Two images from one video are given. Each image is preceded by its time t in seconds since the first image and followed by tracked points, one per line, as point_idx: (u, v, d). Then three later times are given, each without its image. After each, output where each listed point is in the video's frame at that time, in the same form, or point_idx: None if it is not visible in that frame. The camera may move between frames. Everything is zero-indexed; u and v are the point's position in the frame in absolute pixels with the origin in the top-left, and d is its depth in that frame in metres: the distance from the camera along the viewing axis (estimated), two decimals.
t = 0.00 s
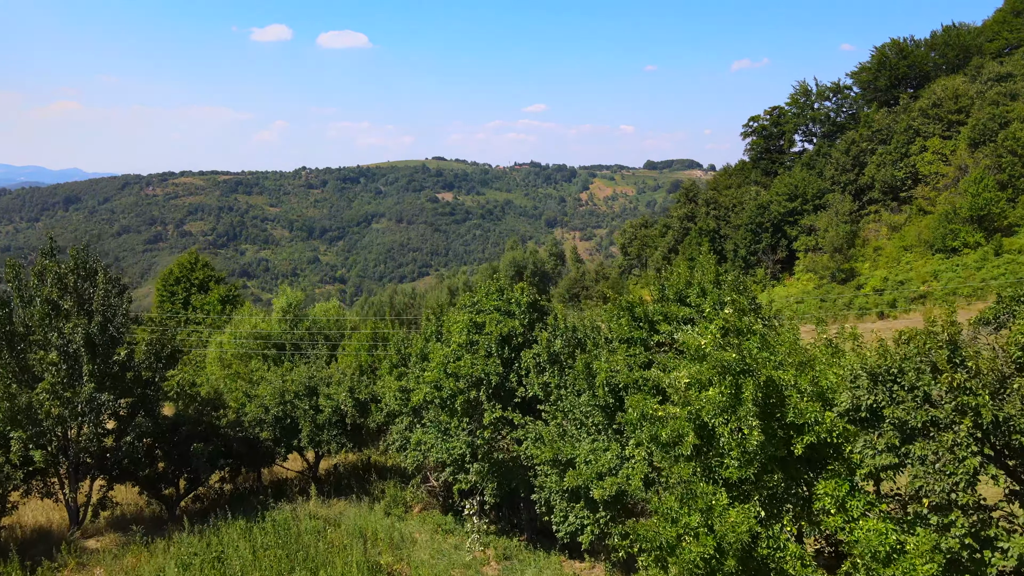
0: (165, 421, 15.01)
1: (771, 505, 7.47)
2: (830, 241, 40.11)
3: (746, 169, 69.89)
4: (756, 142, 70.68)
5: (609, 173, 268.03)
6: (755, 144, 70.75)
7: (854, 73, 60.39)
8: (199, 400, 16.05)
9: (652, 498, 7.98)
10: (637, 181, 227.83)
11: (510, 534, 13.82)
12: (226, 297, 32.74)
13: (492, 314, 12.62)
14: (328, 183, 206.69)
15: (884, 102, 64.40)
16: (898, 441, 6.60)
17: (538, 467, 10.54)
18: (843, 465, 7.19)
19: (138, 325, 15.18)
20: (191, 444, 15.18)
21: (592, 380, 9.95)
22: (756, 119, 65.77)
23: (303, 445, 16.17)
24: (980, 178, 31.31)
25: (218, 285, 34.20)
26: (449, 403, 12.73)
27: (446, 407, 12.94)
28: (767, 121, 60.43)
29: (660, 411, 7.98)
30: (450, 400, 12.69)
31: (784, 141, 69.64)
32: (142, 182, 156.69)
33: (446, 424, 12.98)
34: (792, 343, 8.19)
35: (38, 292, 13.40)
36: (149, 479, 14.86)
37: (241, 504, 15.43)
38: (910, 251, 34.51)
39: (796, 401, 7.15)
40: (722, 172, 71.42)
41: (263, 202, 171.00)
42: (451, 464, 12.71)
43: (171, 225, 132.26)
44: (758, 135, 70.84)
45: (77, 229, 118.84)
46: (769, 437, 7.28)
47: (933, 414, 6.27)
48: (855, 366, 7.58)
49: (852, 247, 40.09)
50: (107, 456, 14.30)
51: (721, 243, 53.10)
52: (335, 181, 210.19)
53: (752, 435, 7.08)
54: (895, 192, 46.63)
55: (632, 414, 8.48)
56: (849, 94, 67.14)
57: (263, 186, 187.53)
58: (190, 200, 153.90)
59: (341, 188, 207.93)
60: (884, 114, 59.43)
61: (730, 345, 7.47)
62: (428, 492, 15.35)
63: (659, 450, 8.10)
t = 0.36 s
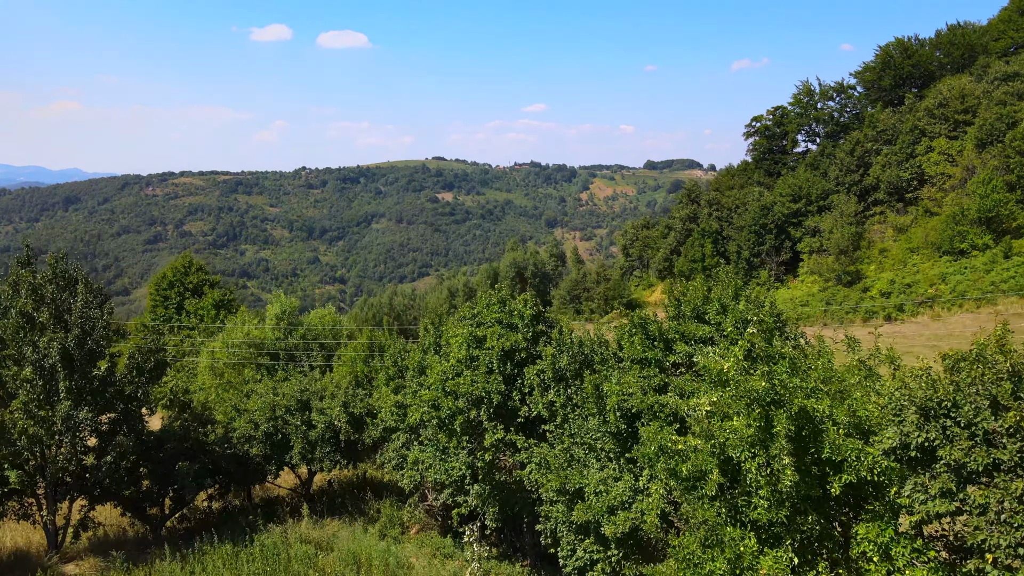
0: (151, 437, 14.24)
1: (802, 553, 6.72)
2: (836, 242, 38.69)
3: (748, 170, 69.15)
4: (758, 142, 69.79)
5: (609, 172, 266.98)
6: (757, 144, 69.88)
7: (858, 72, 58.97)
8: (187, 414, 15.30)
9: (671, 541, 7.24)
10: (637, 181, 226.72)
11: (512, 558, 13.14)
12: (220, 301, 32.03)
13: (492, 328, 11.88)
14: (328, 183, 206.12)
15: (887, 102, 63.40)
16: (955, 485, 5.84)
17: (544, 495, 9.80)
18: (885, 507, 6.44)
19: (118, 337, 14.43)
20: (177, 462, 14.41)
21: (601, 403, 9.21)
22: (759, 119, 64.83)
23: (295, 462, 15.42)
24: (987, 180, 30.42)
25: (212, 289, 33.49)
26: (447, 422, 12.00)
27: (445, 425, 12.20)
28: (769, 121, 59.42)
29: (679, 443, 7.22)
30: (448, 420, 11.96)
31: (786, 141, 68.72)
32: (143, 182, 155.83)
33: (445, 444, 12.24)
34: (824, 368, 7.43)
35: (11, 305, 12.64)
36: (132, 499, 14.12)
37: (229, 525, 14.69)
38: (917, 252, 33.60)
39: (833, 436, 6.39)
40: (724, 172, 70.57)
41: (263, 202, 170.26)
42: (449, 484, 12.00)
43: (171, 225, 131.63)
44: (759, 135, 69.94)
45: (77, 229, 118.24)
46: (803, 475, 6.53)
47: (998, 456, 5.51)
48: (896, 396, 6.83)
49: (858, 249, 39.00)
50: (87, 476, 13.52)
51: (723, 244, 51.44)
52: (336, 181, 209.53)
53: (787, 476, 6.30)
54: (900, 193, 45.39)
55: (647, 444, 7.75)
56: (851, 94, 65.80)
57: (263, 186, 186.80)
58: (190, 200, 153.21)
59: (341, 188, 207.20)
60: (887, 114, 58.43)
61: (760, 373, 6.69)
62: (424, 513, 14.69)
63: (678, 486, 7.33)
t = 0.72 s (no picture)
0: (134, 456, 13.51)
1: None
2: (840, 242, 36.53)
3: (751, 170, 68.16)
4: (761, 142, 68.83)
5: (610, 172, 265.88)
6: (760, 144, 68.92)
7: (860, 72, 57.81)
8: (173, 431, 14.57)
9: None
10: (638, 181, 225.53)
11: None
12: (215, 306, 31.28)
13: (494, 344, 11.13)
14: (328, 184, 205.37)
15: (891, 102, 62.62)
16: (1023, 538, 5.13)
17: (549, 527, 9.06)
18: (937, 557, 5.74)
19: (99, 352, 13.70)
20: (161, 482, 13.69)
21: (613, 429, 8.46)
22: (762, 118, 63.87)
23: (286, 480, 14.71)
24: (996, 178, 27.40)
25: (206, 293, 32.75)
26: (444, 444, 11.27)
27: (443, 446, 11.47)
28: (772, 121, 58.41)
29: (701, 480, 6.50)
30: (447, 442, 11.22)
31: (790, 141, 67.71)
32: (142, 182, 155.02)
33: (443, 466, 11.52)
34: (862, 394, 6.68)
35: None
36: (114, 521, 13.41)
37: (215, 548, 13.95)
38: (924, 254, 30.57)
39: (883, 480, 5.66)
40: (726, 173, 69.64)
41: (262, 203, 169.44)
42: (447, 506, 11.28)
43: (169, 225, 130.77)
44: (762, 135, 68.95)
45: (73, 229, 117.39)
46: (845, 521, 5.82)
47: None
48: (948, 432, 6.08)
49: (864, 251, 36.47)
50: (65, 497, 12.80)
51: (726, 245, 49.76)
52: (336, 181, 208.77)
53: (828, 524, 5.56)
54: (905, 194, 43.90)
55: (665, 480, 7.02)
56: (855, 94, 64.75)
57: (262, 186, 185.98)
58: (189, 200, 152.33)
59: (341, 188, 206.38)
60: (892, 114, 57.39)
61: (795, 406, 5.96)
62: (421, 536, 13.94)
63: (699, 527, 6.60)
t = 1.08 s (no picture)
0: (116, 475, 12.80)
1: None
2: (845, 242, 35.51)
3: (753, 170, 67.26)
4: (763, 142, 67.94)
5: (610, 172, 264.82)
6: (763, 144, 68.04)
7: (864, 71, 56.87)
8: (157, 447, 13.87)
9: None
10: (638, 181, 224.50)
11: None
12: (208, 311, 30.56)
13: (495, 361, 10.43)
14: (328, 183, 204.59)
15: (895, 101, 61.66)
16: None
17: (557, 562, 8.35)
18: None
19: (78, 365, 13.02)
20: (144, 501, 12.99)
21: (626, 457, 7.78)
22: (764, 117, 62.98)
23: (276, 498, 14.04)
24: (1004, 178, 26.14)
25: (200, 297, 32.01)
26: (441, 467, 10.56)
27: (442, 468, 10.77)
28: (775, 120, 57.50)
29: (731, 525, 5.79)
30: (445, 464, 10.52)
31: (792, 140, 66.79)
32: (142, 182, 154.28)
33: (441, 489, 10.82)
34: (909, 428, 5.98)
35: None
36: (95, 542, 12.70)
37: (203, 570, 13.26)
38: (929, 255, 29.56)
39: (944, 532, 4.98)
40: (729, 173, 68.78)
41: (262, 202, 168.60)
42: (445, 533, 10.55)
43: (169, 225, 130.04)
44: (765, 135, 68.01)
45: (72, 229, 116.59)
46: None
47: None
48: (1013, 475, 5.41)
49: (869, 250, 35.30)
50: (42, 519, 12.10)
51: (728, 246, 48.93)
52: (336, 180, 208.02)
53: None
54: (911, 194, 42.99)
55: (689, 521, 6.32)
56: (859, 93, 63.79)
57: (262, 186, 185.21)
58: (189, 199, 151.54)
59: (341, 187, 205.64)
60: (897, 113, 56.45)
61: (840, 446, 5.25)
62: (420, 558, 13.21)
63: None
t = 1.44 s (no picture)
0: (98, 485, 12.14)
1: None
2: (850, 234, 34.73)
3: (756, 161, 66.35)
4: (767, 133, 66.98)
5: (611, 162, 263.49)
6: (766, 135, 67.08)
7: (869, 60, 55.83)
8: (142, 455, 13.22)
9: None
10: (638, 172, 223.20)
11: None
12: (202, 306, 29.87)
13: (495, 369, 9.76)
14: (328, 174, 203.56)
15: (901, 91, 60.61)
16: None
17: None
18: None
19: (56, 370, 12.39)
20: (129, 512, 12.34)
21: (640, 480, 7.13)
22: (767, 107, 62.05)
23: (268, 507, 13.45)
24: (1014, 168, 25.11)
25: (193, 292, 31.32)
26: (439, 480, 9.90)
27: (440, 483, 10.13)
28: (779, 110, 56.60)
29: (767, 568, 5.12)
30: (443, 477, 9.87)
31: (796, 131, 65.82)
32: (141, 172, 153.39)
33: (439, 505, 10.17)
34: (965, 459, 5.30)
35: None
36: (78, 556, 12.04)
37: None
38: (936, 248, 28.64)
39: None
40: (731, 164, 67.89)
41: (261, 193, 167.68)
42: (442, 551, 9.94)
43: (169, 216, 129.25)
44: (768, 126, 67.02)
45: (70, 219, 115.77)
46: None
47: None
48: None
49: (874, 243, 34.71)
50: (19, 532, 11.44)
51: (732, 238, 48.22)
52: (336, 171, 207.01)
53: None
54: (917, 185, 42.09)
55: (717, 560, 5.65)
56: (864, 83, 62.75)
57: (262, 177, 184.21)
58: (188, 190, 150.66)
59: (341, 178, 204.65)
60: (903, 103, 55.46)
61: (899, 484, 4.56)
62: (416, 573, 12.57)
63: None
